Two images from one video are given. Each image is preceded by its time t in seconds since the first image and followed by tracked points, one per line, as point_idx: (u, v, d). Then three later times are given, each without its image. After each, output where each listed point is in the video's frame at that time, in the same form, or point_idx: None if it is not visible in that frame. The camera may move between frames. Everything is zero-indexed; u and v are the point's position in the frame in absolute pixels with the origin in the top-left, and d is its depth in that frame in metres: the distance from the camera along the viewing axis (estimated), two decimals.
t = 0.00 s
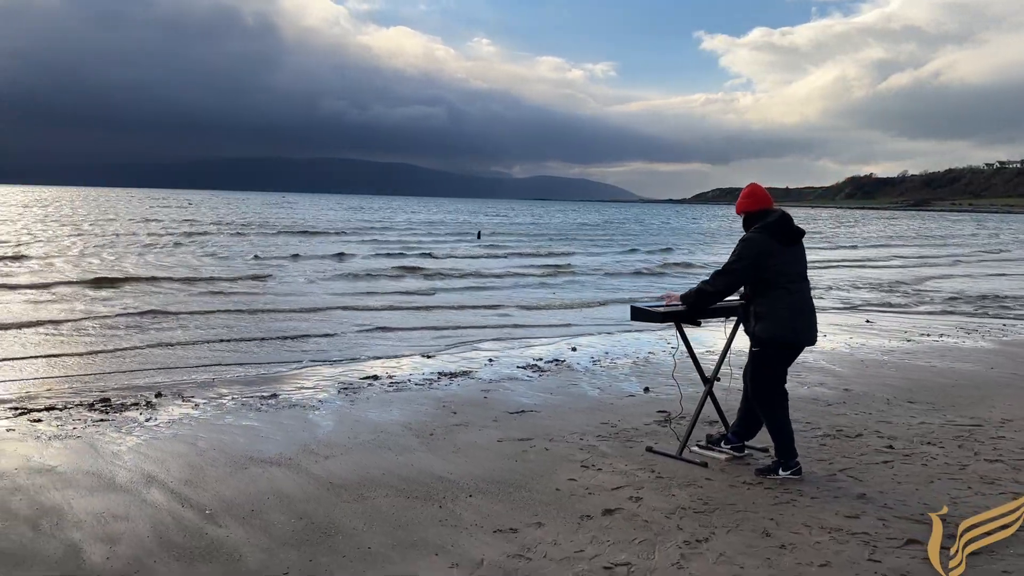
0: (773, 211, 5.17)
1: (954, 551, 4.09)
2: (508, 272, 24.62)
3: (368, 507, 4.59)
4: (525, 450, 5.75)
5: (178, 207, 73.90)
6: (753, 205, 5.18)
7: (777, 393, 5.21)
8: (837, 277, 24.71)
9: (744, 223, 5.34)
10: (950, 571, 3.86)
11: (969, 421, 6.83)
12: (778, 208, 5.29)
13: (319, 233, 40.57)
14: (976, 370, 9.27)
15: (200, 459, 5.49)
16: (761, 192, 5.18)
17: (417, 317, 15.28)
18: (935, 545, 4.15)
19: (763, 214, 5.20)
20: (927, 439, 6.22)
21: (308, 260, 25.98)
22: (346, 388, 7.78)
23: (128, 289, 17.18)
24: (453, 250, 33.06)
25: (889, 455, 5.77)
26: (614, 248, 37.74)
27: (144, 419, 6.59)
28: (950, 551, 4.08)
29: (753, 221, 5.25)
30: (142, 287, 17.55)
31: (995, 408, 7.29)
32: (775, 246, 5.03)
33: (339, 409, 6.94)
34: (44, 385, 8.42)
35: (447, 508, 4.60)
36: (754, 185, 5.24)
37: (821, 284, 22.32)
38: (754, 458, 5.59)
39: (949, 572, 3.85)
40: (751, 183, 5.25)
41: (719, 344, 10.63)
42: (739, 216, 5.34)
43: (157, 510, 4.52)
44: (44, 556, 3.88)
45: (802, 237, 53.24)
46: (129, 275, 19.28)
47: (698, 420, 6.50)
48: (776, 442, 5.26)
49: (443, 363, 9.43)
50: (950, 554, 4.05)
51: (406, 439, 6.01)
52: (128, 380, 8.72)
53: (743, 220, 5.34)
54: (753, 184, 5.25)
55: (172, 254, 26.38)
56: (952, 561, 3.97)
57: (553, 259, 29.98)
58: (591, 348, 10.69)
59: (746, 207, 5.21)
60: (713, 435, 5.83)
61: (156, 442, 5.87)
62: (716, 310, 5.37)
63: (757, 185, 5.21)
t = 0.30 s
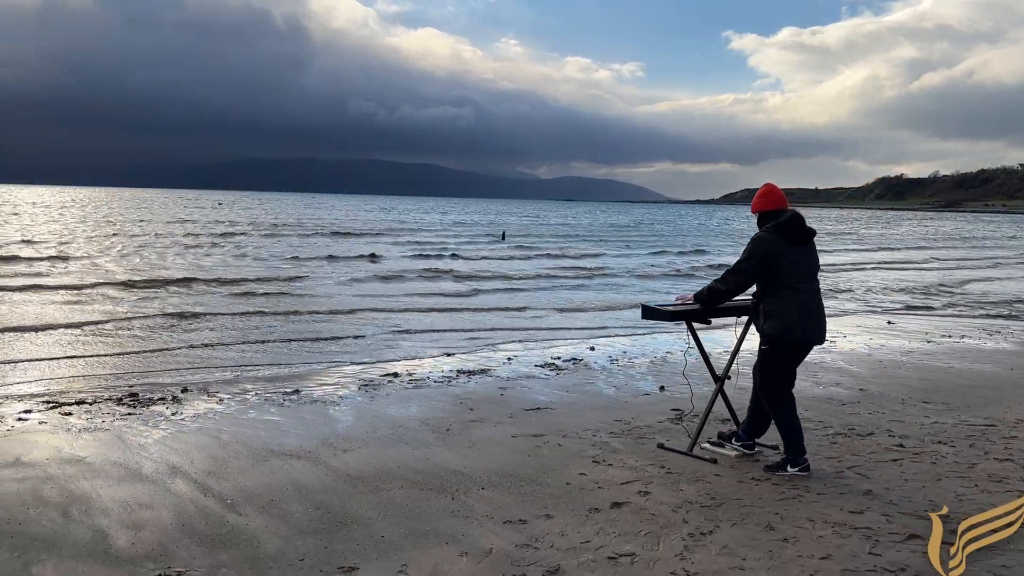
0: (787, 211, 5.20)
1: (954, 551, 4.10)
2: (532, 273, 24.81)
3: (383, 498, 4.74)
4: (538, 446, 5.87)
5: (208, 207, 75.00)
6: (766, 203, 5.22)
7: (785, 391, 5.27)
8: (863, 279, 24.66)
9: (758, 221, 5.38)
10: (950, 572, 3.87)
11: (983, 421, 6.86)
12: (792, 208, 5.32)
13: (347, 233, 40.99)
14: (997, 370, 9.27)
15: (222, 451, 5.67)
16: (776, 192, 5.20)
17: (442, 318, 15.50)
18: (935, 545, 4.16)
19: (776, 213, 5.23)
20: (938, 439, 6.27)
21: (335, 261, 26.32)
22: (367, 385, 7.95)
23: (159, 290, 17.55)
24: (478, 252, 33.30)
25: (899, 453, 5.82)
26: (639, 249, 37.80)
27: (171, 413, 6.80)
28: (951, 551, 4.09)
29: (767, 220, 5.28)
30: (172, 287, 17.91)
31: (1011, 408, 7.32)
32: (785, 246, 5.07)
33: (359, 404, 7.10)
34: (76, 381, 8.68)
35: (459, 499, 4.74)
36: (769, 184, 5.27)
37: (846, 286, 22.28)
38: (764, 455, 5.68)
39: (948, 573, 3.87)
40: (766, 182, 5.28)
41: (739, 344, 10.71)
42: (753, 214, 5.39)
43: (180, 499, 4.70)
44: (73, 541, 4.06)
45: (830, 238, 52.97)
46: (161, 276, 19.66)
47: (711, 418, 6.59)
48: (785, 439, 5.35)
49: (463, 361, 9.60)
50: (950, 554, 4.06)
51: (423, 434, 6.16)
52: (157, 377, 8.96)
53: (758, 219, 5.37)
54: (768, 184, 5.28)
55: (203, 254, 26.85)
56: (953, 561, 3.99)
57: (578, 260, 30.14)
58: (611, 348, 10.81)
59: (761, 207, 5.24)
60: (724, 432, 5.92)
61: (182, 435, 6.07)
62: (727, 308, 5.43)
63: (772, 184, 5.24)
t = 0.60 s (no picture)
0: (798, 209, 5.27)
1: (955, 552, 4.11)
2: (558, 274, 24.96)
3: (400, 489, 4.90)
4: (552, 441, 6.00)
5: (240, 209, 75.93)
6: (778, 202, 5.29)
7: (793, 387, 5.36)
8: (891, 281, 24.55)
9: (770, 219, 5.45)
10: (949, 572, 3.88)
11: (998, 420, 6.89)
12: (803, 207, 5.39)
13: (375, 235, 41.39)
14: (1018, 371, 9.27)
15: (247, 444, 5.86)
16: (787, 191, 5.27)
17: (467, 319, 15.69)
18: (936, 546, 4.17)
19: (788, 212, 5.30)
20: (951, 437, 6.32)
21: (362, 261, 26.63)
22: (388, 381, 8.13)
23: (191, 291, 17.92)
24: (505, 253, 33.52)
25: (909, 452, 5.88)
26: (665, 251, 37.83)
27: (198, 407, 7.01)
28: (951, 552, 4.10)
29: (778, 218, 5.35)
30: (203, 288, 18.26)
31: None
32: (795, 244, 5.15)
33: (380, 400, 7.28)
34: (110, 377, 8.95)
35: (473, 491, 4.88)
36: (781, 183, 5.34)
37: (873, 288, 22.21)
38: (775, 452, 5.77)
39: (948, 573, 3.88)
40: (778, 181, 5.35)
41: (759, 344, 10.79)
42: (766, 212, 5.46)
43: (205, 488, 4.88)
44: (103, 525, 4.25)
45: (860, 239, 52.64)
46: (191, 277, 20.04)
47: (725, 415, 6.69)
48: (795, 435, 5.44)
49: (483, 360, 9.76)
50: (950, 555, 4.07)
51: (440, 429, 6.31)
52: (187, 374, 9.21)
53: (770, 216, 5.45)
54: (780, 183, 5.35)
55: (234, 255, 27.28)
56: (952, 561, 4.00)
57: (604, 261, 30.27)
58: (631, 347, 10.92)
59: (772, 205, 5.32)
60: (736, 429, 6.01)
61: (207, 428, 6.27)
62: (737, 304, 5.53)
63: (784, 183, 5.31)
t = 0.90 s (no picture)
0: (805, 212, 5.31)
1: (955, 552, 4.15)
2: (584, 276, 25.04)
3: (411, 485, 5.02)
4: (564, 440, 6.08)
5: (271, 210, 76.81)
6: (785, 205, 5.34)
7: (801, 387, 5.40)
8: (920, 283, 24.36)
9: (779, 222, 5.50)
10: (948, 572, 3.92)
11: (1014, 423, 6.88)
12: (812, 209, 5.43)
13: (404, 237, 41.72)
14: None
15: (265, 440, 6.01)
16: (794, 193, 5.32)
17: (491, 322, 15.83)
18: (937, 546, 4.21)
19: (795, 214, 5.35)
20: (964, 439, 6.32)
21: (389, 263, 26.89)
22: (407, 380, 8.26)
23: (220, 292, 18.24)
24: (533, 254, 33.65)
25: (920, 453, 5.90)
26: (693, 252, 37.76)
27: (220, 403, 7.19)
28: (951, 552, 4.14)
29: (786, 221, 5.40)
30: (232, 290, 18.57)
31: None
32: (800, 246, 5.19)
33: (397, 398, 7.41)
34: (137, 375, 9.18)
35: (482, 488, 4.98)
36: (789, 186, 5.39)
37: (901, 291, 22.07)
38: (785, 452, 5.82)
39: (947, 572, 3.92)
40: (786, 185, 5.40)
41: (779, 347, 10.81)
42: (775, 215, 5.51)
43: (222, 482, 5.03)
44: (122, 517, 4.41)
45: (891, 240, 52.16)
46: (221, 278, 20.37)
47: (736, 416, 6.74)
48: (803, 435, 5.48)
49: (501, 360, 9.87)
50: (951, 555, 4.11)
51: (455, 427, 6.42)
52: (212, 372, 9.42)
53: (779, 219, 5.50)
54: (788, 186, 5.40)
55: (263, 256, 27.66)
56: (952, 562, 4.03)
57: (630, 263, 30.31)
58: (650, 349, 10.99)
59: (780, 208, 5.37)
60: (747, 430, 6.06)
61: (228, 425, 6.43)
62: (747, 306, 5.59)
63: (791, 187, 5.36)
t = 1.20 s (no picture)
0: (807, 210, 5.35)
1: (955, 551, 4.15)
2: (609, 277, 25.08)
3: (419, 479, 5.12)
4: (573, 437, 6.16)
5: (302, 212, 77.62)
6: (788, 204, 5.38)
7: (806, 384, 5.42)
8: (950, 285, 24.12)
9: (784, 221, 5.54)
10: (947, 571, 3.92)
11: None
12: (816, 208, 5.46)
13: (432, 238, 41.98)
14: None
15: (280, 434, 6.14)
16: (797, 192, 5.36)
17: (513, 323, 15.94)
18: (937, 546, 4.21)
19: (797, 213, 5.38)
20: (974, 440, 6.31)
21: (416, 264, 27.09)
22: (422, 378, 8.37)
23: (248, 293, 18.50)
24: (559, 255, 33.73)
25: (929, 453, 5.90)
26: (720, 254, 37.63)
27: (239, 399, 7.34)
28: (951, 552, 4.14)
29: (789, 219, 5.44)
30: (259, 291, 18.84)
31: None
32: (802, 243, 5.23)
33: (411, 395, 7.53)
34: (162, 373, 9.37)
35: (488, 482, 5.08)
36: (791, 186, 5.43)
37: (929, 293, 21.87)
38: (792, 451, 5.85)
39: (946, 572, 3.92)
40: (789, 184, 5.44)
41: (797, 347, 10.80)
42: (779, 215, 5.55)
43: (235, 474, 5.17)
44: (137, 506, 4.56)
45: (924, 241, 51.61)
46: (250, 279, 20.67)
47: (747, 415, 6.77)
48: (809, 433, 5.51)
49: (518, 360, 9.96)
50: (951, 555, 4.10)
51: (466, 423, 6.52)
52: (235, 370, 9.61)
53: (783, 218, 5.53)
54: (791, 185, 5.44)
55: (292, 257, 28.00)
56: (952, 562, 4.03)
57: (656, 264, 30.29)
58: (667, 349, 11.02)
59: (783, 207, 5.42)
60: (755, 429, 6.10)
61: (245, 420, 6.57)
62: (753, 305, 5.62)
63: (794, 186, 5.40)
